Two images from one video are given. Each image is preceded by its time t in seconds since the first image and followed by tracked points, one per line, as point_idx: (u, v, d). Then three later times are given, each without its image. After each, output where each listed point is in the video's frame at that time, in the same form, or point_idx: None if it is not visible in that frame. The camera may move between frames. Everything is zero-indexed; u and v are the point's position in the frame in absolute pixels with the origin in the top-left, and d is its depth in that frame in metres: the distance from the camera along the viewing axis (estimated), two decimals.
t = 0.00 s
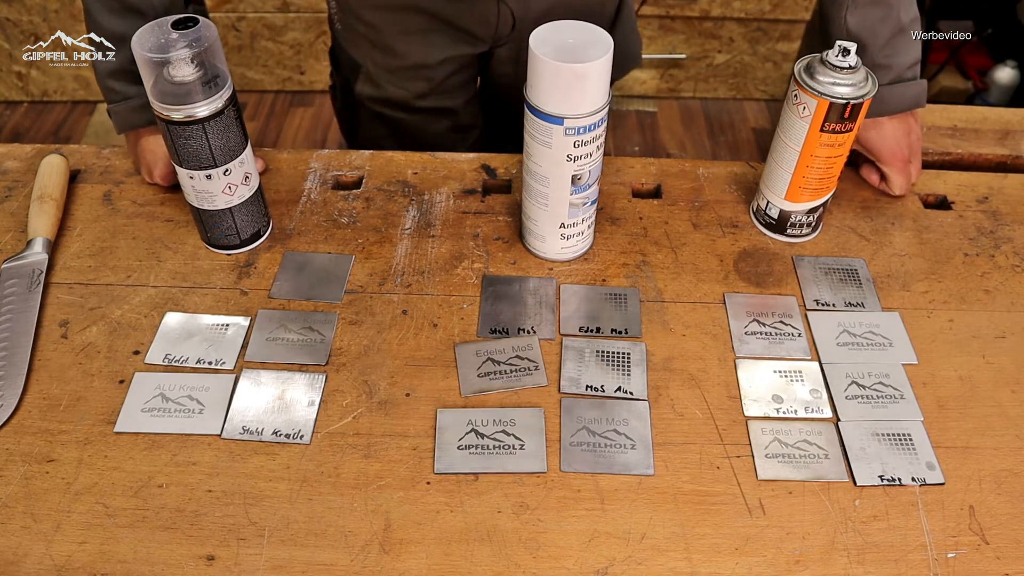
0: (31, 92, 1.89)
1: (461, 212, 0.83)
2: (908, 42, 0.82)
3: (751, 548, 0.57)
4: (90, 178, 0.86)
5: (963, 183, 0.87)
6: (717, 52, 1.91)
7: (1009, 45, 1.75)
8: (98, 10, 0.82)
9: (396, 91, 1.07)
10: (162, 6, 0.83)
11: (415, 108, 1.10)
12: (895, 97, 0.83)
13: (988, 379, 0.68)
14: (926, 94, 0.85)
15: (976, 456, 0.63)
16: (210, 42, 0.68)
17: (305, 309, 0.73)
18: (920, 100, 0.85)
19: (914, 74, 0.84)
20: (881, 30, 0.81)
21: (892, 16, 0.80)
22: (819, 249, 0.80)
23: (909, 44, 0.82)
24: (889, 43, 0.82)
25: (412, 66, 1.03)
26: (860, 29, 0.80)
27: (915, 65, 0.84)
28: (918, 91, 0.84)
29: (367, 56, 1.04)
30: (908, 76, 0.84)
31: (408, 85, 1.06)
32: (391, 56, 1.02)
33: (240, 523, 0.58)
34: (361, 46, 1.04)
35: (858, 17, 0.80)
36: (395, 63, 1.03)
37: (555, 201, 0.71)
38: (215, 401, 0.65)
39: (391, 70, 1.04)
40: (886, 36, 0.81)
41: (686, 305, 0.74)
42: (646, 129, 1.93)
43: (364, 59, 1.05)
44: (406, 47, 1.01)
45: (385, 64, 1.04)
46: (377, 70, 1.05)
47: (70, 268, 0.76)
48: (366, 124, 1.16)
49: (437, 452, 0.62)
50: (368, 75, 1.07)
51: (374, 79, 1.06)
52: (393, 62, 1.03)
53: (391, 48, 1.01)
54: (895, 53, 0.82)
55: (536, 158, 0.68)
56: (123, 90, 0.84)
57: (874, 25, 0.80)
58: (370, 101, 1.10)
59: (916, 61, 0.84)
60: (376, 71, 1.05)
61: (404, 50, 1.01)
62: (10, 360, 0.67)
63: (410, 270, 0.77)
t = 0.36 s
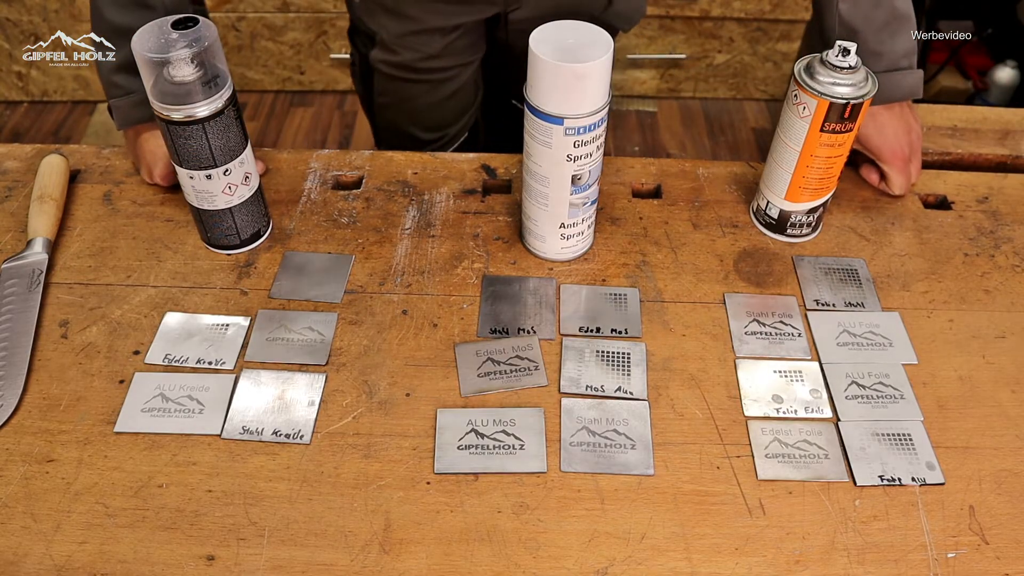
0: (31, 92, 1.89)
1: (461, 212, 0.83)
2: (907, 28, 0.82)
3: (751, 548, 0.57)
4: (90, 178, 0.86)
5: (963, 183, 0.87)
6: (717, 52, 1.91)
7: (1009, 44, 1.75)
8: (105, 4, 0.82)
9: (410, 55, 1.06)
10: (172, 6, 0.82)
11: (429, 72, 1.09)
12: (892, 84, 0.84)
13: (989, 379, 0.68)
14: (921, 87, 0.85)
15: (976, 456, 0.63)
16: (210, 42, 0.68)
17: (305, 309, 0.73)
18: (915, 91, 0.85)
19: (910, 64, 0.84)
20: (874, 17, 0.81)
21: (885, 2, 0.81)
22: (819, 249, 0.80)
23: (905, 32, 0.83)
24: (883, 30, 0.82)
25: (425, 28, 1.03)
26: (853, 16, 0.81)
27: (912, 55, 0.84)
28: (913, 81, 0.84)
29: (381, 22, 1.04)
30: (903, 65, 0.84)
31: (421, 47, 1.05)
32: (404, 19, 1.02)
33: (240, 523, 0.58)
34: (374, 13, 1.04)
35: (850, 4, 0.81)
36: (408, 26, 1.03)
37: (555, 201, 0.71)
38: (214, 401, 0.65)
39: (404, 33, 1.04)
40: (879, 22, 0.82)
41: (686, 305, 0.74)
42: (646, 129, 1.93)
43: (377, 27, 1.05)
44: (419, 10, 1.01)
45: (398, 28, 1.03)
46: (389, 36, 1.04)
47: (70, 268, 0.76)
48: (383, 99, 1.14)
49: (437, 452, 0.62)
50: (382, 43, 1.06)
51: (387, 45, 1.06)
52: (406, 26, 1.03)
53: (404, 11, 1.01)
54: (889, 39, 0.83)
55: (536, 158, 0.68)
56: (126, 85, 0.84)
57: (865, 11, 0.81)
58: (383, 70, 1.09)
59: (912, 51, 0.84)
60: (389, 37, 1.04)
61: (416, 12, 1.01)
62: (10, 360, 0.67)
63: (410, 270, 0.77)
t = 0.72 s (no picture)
0: (32, 92, 1.89)
1: (461, 212, 0.83)
2: (908, 23, 0.82)
3: (752, 548, 0.57)
4: (90, 178, 0.86)
5: (963, 183, 0.87)
6: (717, 52, 1.91)
7: (1009, 44, 1.75)
8: None
9: (408, 46, 1.06)
10: None
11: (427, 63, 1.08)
12: (890, 79, 0.84)
13: (989, 379, 0.68)
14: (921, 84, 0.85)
15: (976, 456, 0.63)
16: (211, 42, 0.68)
17: (305, 309, 0.73)
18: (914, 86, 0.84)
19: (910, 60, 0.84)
20: (876, 10, 0.81)
21: None
22: (820, 249, 0.80)
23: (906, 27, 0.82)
24: (884, 23, 0.82)
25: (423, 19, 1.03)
26: (855, 9, 0.81)
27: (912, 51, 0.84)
28: (912, 78, 0.84)
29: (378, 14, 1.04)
30: (902, 61, 0.84)
31: (419, 38, 1.05)
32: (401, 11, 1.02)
33: (240, 523, 0.58)
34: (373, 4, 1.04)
35: None
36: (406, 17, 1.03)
37: (555, 201, 0.71)
38: (215, 401, 0.65)
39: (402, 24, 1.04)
40: (882, 16, 0.82)
41: (686, 305, 0.74)
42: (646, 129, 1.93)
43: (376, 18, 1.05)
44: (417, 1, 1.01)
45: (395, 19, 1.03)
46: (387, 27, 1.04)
47: (70, 268, 0.76)
48: (381, 89, 1.14)
49: (437, 452, 0.62)
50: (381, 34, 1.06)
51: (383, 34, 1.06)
52: (403, 17, 1.03)
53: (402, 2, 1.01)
54: (890, 32, 0.82)
55: (536, 158, 0.68)
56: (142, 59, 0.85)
57: (868, 4, 0.81)
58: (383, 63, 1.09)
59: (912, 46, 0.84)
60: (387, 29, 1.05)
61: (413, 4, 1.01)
62: (10, 360, 0.67)
63: (410, 270, 0.77)
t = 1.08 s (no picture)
0: (32, 92, 1.89)
1: (461, 212, 0.83)
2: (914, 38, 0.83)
3: (752, 548, 0.57)
4: (90, 178, 0.86)
5: (963, 183, 0.87)
6: (717, 52, 1.91)
7: (1008, 44, 1.75)
8: None
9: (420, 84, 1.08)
10: None
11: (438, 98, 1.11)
12: (898, 91, 0.84)
13: (989, 379, 0.68)
14: (925, 95, 0.85)
15: (976, 456, 0.63)
16: (210, 42, 0.67)
17: (305, 309, 0.73)
18: (918, 99, 0.85)
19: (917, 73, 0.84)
20: (886, 24, 0.82)
21: (898, 10, 0.82)
22: (820, 249, 0.80)
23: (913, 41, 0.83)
24: (893, 38, 0.83)
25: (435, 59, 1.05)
26: (866, 22, 0.82)
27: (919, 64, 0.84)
28: (918, 90, 0.84)
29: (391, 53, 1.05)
30: (909, 73, 0.84)
31: (431, 77, 1.08)
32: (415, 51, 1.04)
33: (240, 523, 0.58)
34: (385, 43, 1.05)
35: (864, 11, 0.81)
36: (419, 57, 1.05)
37: (555, 201, 0.71)
38: (214, 401, 0.65)
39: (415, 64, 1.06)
40: (891, 29, 0.82)
41: (686, 305, 0.74)
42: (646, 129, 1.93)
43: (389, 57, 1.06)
44: (431, 42, 1.03)
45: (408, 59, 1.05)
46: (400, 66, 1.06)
47: (70, 268, 0.76)
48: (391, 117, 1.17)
49: (437, 451, 0.62)
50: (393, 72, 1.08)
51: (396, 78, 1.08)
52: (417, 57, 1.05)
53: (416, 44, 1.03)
54: (899, 47, 0.83)
55: (536, 159, 0.68)
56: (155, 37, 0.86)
57: (879, 17, 0.81)
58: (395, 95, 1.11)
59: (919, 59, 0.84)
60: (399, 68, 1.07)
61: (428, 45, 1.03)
62: (10, 360, 0.67)
63: (410, 270, 0.77)
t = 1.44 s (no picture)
0: (31, 92, 1.89)
1: (461, 212, 0.83)
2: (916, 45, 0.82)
3: (752, 548, 0.57)
4: (90, 178, 0.86)
5: (963, 183, 0.87)
6: (717, 52, 1.92)
7: (1009, 44, 1.75)
8: None
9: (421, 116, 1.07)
10: None
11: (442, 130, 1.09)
12: (898, 98, 0.82)
13: (989, 378, 0.68)
14: (926, 100, 0.84)
15: (976, 457, 0.63)
16: (210, 42, 0.68)
17: (305, 309, 0.73)
18: (919, 104, 0.84)
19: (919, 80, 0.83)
20: (890, 31, 0.80)
21: (902, 18, 0.80)
22: (819, 249, 0.80)
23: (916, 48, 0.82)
24: (896, 46, 0.81)
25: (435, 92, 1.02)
26: (870, 30, 0.80)
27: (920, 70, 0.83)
28: (919, 96, 0.83)
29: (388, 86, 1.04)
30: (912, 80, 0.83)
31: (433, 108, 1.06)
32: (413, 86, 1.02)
33: (240, 523, 0.58)
34: (382, 77, 1.03)
35: (868, 17, 0.80)
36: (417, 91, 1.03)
37: (554, 201, 0.71)
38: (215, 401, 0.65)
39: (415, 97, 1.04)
40: (895, 37, 0.81)
41: (686, 305, 0.74)
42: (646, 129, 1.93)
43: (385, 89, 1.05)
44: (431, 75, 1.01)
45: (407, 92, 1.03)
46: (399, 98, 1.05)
47: (70, 268, 0.76)
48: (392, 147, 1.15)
49: (437, 452, 0.62)
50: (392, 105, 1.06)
51: (394, 108, 1.07)
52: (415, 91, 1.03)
53: (413, 77, 1.01)
54: (901, 55, 0.81)
55: (536, 159, 0.68)
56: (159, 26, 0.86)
57: (882, 25, 0.80)
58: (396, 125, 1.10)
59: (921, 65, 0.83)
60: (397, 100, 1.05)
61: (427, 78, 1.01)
62: (10, 360, 0.67)
63: (410, 270, 0.77)
